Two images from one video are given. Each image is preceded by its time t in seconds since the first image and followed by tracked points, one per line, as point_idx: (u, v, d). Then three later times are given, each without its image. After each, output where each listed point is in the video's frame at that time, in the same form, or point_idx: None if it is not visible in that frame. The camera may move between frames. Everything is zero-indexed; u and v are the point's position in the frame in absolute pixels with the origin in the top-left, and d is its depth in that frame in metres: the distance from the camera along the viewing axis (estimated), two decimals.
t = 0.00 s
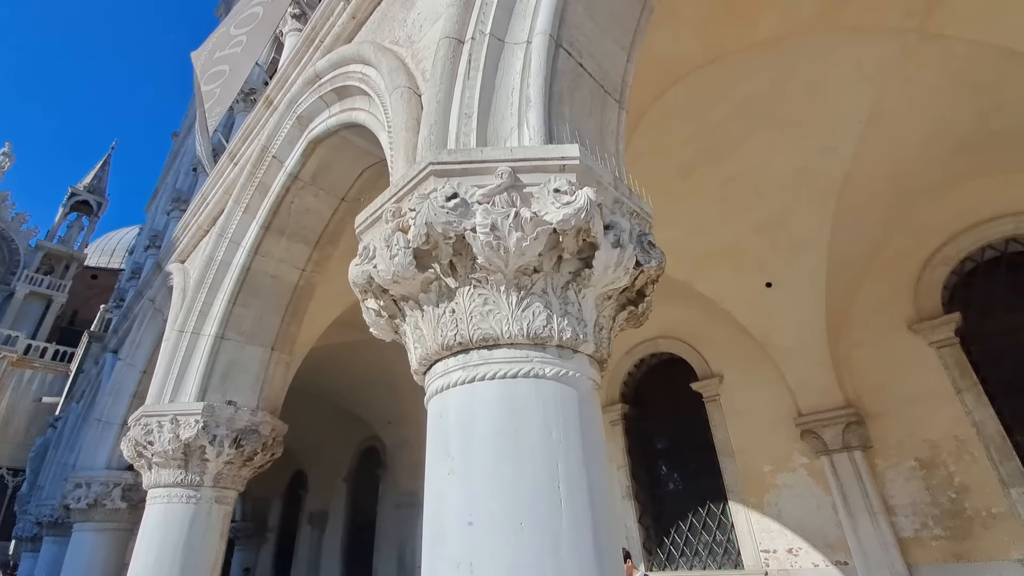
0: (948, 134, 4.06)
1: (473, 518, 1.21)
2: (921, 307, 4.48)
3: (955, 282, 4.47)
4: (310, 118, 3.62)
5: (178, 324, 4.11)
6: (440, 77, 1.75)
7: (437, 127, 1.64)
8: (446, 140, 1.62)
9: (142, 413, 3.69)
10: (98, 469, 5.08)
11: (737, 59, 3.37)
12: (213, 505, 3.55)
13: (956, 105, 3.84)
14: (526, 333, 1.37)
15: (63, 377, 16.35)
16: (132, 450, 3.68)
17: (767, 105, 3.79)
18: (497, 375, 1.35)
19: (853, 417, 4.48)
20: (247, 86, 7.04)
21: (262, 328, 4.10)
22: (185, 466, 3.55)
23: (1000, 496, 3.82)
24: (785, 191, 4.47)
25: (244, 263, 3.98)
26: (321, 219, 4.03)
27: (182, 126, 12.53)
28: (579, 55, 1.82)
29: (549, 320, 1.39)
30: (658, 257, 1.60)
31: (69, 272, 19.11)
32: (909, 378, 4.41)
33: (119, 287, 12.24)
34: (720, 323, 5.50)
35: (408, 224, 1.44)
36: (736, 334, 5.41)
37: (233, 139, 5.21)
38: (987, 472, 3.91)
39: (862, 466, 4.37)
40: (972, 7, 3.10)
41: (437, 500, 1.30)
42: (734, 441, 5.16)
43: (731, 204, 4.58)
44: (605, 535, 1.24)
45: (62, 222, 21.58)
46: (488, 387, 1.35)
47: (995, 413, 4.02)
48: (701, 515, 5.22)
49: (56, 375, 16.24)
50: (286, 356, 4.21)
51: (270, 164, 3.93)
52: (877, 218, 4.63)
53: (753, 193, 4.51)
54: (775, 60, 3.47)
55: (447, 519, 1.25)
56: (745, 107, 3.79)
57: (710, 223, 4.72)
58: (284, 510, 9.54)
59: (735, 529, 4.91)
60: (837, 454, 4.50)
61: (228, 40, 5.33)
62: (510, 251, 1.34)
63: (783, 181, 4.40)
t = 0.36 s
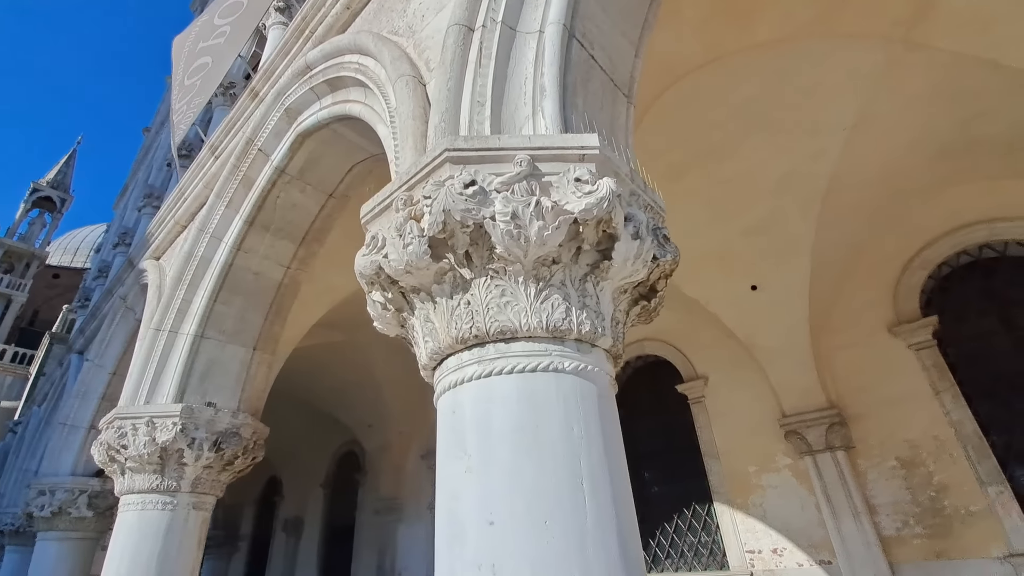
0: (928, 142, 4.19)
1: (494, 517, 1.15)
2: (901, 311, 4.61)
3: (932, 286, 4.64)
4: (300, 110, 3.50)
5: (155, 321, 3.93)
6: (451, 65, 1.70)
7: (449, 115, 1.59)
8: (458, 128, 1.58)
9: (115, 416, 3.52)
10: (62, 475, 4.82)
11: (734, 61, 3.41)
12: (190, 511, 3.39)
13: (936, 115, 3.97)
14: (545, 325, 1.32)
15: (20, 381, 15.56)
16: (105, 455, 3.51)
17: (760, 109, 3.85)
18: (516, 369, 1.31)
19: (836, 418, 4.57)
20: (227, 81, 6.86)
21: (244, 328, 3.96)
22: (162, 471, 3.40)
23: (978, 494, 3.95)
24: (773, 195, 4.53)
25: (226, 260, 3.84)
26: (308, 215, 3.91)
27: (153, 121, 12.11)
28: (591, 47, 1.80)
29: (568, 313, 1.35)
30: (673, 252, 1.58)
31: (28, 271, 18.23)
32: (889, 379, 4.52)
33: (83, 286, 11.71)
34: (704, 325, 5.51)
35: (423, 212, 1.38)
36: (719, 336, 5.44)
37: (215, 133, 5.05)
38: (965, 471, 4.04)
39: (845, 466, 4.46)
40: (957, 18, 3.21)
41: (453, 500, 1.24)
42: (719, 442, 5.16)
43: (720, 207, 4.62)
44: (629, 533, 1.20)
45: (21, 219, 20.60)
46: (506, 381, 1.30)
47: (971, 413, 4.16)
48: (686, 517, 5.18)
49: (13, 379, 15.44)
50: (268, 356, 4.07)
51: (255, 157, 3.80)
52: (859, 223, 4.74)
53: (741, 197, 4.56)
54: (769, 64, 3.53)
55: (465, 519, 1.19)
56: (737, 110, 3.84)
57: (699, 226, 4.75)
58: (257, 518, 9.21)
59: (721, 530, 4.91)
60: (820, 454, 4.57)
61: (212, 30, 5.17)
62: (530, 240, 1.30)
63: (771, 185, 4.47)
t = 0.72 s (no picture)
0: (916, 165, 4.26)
1: (505, 527, 1.09)
2: (888, 330, 4.64)
3: (918, 305, 4.70)
4: (296, 108, 3.42)
5: (134, 320, 3.78)
6: (464, 59, 1.66)
7: (462, 109, 1.55)
8: (470, 122, 1.54)
9: (87, 418, 3.35)
10: (26, 480, 4.60)
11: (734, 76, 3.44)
12: (163, 520, 3.23)
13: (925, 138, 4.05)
14: (559, 325, 1.27)
15: None
16: (74, 459, 3.34)
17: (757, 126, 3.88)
18: (528, 370, 1.25)
19: (825, 436, 4.57)
20: (218, 79, 6.76)
21: (226, 329, 3.82)
22: (135, 478, 3.24)
23: (964, 514, 3.97)
24: (765, 211, 4.56)
25: (213, 258, 3.73)
26: (299, 216, 3.80)
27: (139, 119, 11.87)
28: (605, 49, 1.78)
29: (583, 313, 1.30)
30: (686, 256, 1.55)
31: None
32: (878, 398, 4.53)
33: (56, 284, 11.33)
34: (693, 340, 5.47)
35: (434, 204, 1.33)
36: (709, 352, 5.39)
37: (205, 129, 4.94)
38: (951, 491, 4.06)
39: (833, 484, 4.45)
40: (948, 43, 3.29)
41: (459, 508, 1.16)
42: (707, 458, 5.09)
43: (713, 222, 4.63)
44: (645, 546, 1.14)
45: None
46: (518, 382, 1.24)
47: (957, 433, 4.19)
48: (673, 533, 5.11)
49: None
50: (251, 359, 3.93)
51: (246, 154, 3.70)
52: (848, 242, 4.80)
53: (734, 212, 4.58)
54: (765, 81, 3.56)
55: (474, 528, 1.12)
56: (734, 126, 3.86)
57: (691, 240, 4.75)
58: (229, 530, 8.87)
59: (709, 548, 4.84)
60: (809, 472, 4.56)
61: (204, 23, 5.08)
62: (547, 236, 1.25)
63: (764, 201, 4.50)
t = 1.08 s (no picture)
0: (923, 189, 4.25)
1: (516, 542, 1.02)
2: (893, 353, 4.58)
3: (922, 329, 4.63)
4: (304, 109, 3.38)
5: (130, 318, 3.70)
6: (483, 58, 1.63)
7: (479, 107, 1.51)
8: (487, 120, 1.50)
9: (75, 417, 3.26)
10: (8, 480, 4.47)
11: (746, 92, 3.45)
12: (148, 526, 3.13)
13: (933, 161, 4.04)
14: (576, 331, 1.22)
15: None
16: (59, 459, 3.25)
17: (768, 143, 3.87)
18: (542, 377, 1.19)
19: (828, 459, 4.48)
20: (226, 82, 6.76)
21: (223, 330, 3.75)
22: (121, 481, 3.14)
23: (969, 543, 3.89)
24: (771, 229, 4.53)
25: (213, 257, 3.67)
26: (302, 218, 3.75)
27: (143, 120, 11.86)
28: (625, 53, 1.76)
29: (601, 320, 1.25)
30: (705, 265, 1.50)
31: None
32: (882, 423, 4.46)
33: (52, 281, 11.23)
34: (694, 358, 5.40)
35: (450, 201, 1.28)
36: (710, 371, 5.32)
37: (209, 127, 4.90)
38: (956, 518, 3.98)
39: (835, 509, 4.36)
40: (958, 67, 3.30)
41: (467, 520, 1.10)
42: (707, 479, 4.99)
43: (718, 238, 4.60)
44: (664, 568, 1.08)
45: None
46: (532, 389, 1.18)
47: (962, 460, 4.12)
48: (671, 555, 4.99)
49: None
50: (247, 362, 3.85)
51: (251, 154, 3.66)
52: (853, 264, 4.76)
53: (740, 229, 4.55)
54: (775, 98, 3.56)
55: (482, 542, 1.05)
56: (742, 142, 3.85)
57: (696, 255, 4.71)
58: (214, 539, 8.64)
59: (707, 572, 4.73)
60: (811, 495, 4.47)
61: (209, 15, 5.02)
62: (567, 237, 1.20)
63: (770, 220, 4.47)
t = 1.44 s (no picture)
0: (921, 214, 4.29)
1: (534, 553, 0.97)
2: (886, 375, 4.59)
3: (915, 352, 4.64)
4: (310, 107, 3.34)
5: (119, 312, 3.60)
6: (503, 57, 1.60)
7: (499, 106, 1.49)
8: (508, 119, 1.47)
9: (56, 411, 3.15)
10: None
11: (752, 111, 3.47)
12: (126, 528, 3.03)
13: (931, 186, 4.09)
14: (597, 336, 1.18)
15: None
16: (37, 454, 3.14)
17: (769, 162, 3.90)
18: (561, 381, 1.15)
19: (821, 479, 4.47)
20: (227, 79, 6.72)
21: (214, 327, 3.66)
22: (101, 480, 3.04)
23: (960, 568, 3.88)
24: (771, 247, 4.54)
25: (208, 252, 3.59)
26: (301, 216, 3.69)
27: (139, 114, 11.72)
28: (643, 60, 1.75)
29: (621, 325, 1.22)
30: (724, 274, 1.47)
31: None
32: (875, 445, 4.45)
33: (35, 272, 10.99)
34: (689, 374, 5.37)
35: (470, 197, 1.24)
36: (703, 387, 5.29)
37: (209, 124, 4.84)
38: (948, 543, 3.97)
39: (827, 530, 4.33)
40: (960, 95, 3.36)
41: (481, 529, 1.05)
42: (699, 496, 4.96)
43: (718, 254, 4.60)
44: None
45: None
46: (550, 394, 1.14)
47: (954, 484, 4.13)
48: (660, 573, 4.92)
49: None
50: (237, 361, 3.76)
51: (252, 150, 3.61)
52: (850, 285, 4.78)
53: (740, 246, 4.55)
54: (781, 117, 3.59)
55: (498, 552, 1.00)
56: (747, 159, 3.87)
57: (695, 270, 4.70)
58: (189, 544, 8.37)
59: None
60: (803, 516, 4.44)
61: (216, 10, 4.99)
62: (590, 238, 1.17)
63: (770, 238, 4.48)
